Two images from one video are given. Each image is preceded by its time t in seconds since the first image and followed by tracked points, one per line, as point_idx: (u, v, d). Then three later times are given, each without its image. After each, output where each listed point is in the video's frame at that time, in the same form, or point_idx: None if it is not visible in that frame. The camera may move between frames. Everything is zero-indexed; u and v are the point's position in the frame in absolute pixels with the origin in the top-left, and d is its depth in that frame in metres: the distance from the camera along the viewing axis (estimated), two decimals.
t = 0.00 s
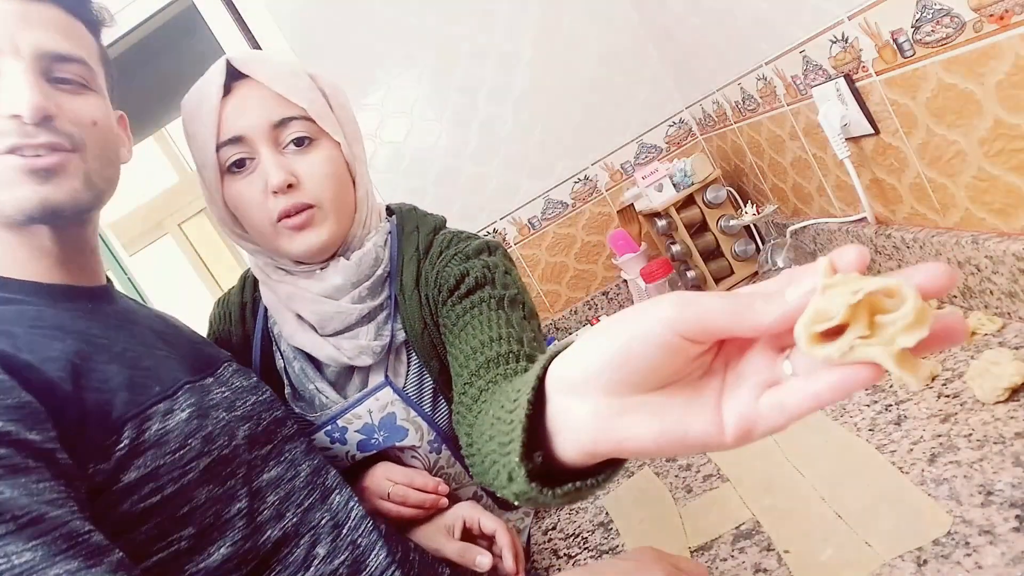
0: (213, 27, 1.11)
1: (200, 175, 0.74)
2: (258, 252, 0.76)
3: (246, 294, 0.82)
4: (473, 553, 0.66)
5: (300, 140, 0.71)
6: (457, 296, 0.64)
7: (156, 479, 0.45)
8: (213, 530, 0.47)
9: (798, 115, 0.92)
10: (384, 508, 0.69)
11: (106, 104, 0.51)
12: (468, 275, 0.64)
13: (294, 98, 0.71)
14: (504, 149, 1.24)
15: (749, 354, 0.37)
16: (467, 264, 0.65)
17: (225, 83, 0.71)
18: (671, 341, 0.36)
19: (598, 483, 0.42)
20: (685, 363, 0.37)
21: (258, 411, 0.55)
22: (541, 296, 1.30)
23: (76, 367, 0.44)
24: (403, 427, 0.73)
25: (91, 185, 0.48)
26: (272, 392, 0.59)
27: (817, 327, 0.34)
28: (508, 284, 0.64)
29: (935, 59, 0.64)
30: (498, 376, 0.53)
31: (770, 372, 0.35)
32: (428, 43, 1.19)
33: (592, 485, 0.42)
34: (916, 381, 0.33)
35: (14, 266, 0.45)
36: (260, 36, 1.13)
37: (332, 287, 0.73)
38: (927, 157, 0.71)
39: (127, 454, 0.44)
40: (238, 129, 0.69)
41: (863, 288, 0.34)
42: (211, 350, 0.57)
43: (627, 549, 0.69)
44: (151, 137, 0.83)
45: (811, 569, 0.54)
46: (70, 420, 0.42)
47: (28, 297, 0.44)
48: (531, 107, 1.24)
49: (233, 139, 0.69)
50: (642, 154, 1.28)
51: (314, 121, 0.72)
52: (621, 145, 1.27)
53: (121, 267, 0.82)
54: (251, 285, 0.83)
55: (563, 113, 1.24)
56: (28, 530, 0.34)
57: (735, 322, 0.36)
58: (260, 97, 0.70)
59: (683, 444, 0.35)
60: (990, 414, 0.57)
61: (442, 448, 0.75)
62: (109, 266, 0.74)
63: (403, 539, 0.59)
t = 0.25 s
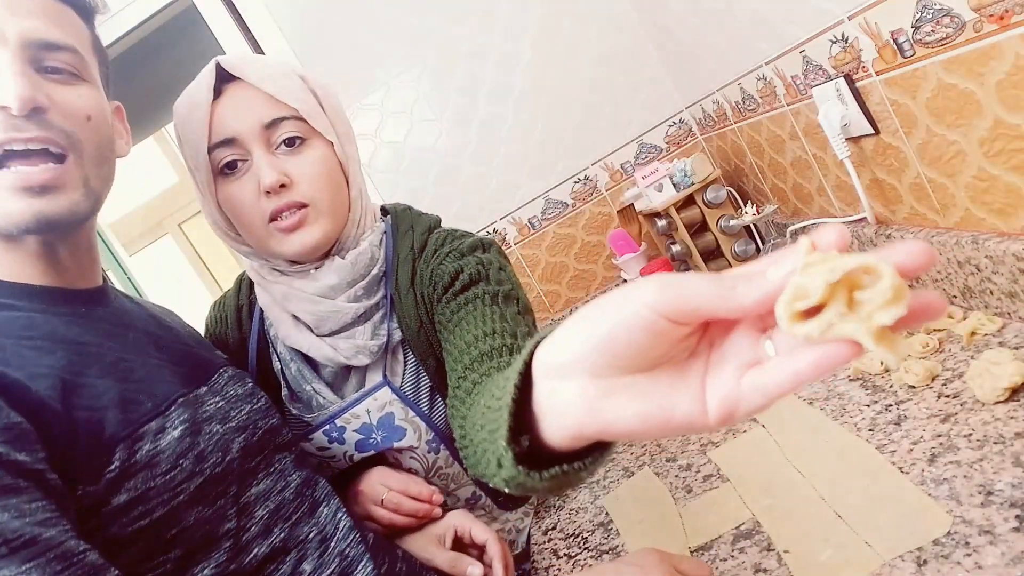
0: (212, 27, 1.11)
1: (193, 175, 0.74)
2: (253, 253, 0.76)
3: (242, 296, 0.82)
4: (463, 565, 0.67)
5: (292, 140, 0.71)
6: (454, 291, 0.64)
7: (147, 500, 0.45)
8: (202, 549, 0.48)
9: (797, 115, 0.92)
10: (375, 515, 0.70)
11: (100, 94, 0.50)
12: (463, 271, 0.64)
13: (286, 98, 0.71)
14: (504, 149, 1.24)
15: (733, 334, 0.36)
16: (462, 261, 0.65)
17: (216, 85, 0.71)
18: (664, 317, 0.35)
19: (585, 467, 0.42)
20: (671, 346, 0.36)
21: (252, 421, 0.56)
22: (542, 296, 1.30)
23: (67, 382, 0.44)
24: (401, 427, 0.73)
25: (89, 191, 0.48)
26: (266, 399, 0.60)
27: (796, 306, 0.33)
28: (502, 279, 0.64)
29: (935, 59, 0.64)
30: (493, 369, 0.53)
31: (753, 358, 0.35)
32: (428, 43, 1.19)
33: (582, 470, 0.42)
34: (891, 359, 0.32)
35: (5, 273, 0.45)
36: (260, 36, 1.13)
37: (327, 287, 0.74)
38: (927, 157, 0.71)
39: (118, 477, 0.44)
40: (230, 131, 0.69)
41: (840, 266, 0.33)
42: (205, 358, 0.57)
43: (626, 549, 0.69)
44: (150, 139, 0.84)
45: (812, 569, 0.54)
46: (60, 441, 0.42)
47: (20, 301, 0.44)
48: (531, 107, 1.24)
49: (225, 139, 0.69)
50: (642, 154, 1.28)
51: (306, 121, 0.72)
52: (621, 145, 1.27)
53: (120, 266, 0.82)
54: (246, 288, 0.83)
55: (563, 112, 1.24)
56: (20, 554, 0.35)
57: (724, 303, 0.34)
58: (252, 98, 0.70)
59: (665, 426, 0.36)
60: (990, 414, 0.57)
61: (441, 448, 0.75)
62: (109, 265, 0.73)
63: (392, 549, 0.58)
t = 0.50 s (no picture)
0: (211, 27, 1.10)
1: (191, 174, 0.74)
2: (252, 251, 0.76)
3: (244, 295, 0.82)
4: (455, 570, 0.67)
5: (290, 137, 0.71)
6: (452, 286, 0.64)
7: (141, 514, 0.46)
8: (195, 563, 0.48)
9: (798, 115, 0.92)
10: (367, 519, 0.70)
11: (119, 95, 0.53)
12: (458, 265, 0.64)
13: (284, 96, 0.71)
14: (504, 149, 1.24)
15: (703, 307, 0.38)
16: (458, 255, 0.66)
17: (214, 83, 0.71)
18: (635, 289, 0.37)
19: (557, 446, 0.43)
20: (641, 320, 0.38)
21: (249, 428, 0.56)
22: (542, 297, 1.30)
23: (62, 392, 0.44)
24: (400, 425, 0.73)
25: (96, 195, 0.49)
26: (263, 404, 0.60)
27: (761, 275, 0.35)
28: (498, 273, 0.64)
29: (935, 59, 0.64)
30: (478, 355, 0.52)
31: (722, 328, 0.37)
32: (428, 43, 1.19)
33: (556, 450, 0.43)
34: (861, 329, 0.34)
35: (3, 274, 0.45)
36: (260, 36, 1.13)
37: (326, 285, 0.74)
38: (927, 157, 0.71)
39: (111, 491, 0.45)
40: (229, 127, 0.69)
41: (803, 233, 0.36)
42: (202, 360, 0.57)
43: (626, 550, 0.69)
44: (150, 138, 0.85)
45: (812, 569, 0.54)
46: (54, 454, 0.42)
47: (17, 304, 0.45)
48: (531, 107, 1.24)
49: (225, 137, 0.69)
50: (642, 154, 1.28)
51: (305, 119, 0.72)
52: (621, 145, 1.28)
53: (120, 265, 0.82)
54: (243, 287, 0.83)
55: (563, 112, 1.24)
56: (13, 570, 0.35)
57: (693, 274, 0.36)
58: (250, 96, 0.70)
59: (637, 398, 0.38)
60: (990, 414, 0.57)
61: (440, 447, 0.75)
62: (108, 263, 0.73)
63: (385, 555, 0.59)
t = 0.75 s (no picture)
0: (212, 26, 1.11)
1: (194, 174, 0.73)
2: (253, 250, 0.76)
3: (245, 293, 0.81)
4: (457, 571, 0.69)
5: (292, 136, 0.71)
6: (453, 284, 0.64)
7: (138, 513, 0.46)
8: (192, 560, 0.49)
9: (798, 115, 0.92)
10: (369, 518, 0.71)
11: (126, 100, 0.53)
12: (458, 265, 0.65)
13: (286, 95, 0.71)
14: (504, 150, 1.24)
15: (687, 312, 0.40)
16: (458, 254, 0.67)
17: (217, 82, 0.71)
18: (620, 298, 0.38)
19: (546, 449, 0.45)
20: (626, 324, 0.40)
21: (248, 427, 0.56)
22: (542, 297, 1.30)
23: (61, 390, 0.44)
24: (401, 424, 0.73)
25: (103, 201, 0.49)
26: (264, 403, 0.61)
27: (743, 281, 0.37)
28: (498, 272, 0.64)
29: (935, 59, 0.64)
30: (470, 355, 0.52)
31: (707, 334, 0.39)
32: (428, 43, 1.19)
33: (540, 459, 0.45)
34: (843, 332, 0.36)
35: (4, 274, 0.45)
36: (260, 36, 1.13)
37: (327, 284, 0.74)
38: (927, 157, 0.71)
39: (110, 489, 0.44)
40: (231, 126, 0.69)
41: (783, 239, 0.38)
42: (205, 361, 0.57)
43: (626, 550, 0.69)
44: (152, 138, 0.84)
45: (812, 569, 0.54)
46: (53, 452, 0.42)
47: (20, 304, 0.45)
48: (531, 107, 1.24)
49: (227, 136, 0.69)
50: (642, 154, 1.28)
51: (307, 118, 0.72)
52: (621, 145, 1.27)
53: (120, 265, 0.82)
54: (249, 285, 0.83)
55: (563, 112, 1.24)
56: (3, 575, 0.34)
57: (677, 282, 0.37)
58: (253, 95, 0.70)
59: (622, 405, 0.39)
60: (990, 414, 0.57)
61: (440, 446, 0.75)
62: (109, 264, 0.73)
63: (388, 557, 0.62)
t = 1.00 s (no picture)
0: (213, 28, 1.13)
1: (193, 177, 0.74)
2: (253, 252, 0.76)
3: (245, 295, 0.83)
4: (458, 566, 0.68)
5: (291, 138, 0.71)
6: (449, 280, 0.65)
7: (145, 503, 0.49)
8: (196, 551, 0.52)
9: (798, 115, 0.92)
10: (371, 518, 0.71)
11: (132, 104, 0.57)
12: (453, 261, 0.65)
13: (285, 96, 0.71)
14: (504, 149, 1.24)
15: (663, 270, 0.42)
16: (453, 251, 0.67)
17: (215, 85, 0.71)
18: (585, 263, 0.40)
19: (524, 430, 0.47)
20: (599, 289, 0.41)
21: (251, 424, 0.61)
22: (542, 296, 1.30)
23: (72, 382, 0.48)
24: (400, 425, 0.73)
25: (115, 196, 0.53)
26: (266, 400, 0.65)
27: (712, 230, 0.37)
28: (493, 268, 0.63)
29: (935, 59, 0.64)
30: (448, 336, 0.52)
31: (680, 289, 0.40)
32: (427, 43, 1.19)
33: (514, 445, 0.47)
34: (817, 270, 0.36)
35: (16, 269, 0.49)
36: (260, 36, 1.13)
37: (325, 284, 0.74)
38: (927, 157, 0.71)
39: (117, 479, 0.48)
40: (230, 128, 0.69)
41: (748, 181, 0.37)
42: (207, 360, 0.62)
43: (626, 550, 0.69)
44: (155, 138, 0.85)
45: (812, 569, 0.54)
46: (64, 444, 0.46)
47: (32, 302, 0.49)
48: (531, 107, 1.24)
49: (226, 138, 0.69)
50: (642, 154, 1.28)
51: (305, 119, 0.72)
52: (621, 145, 1.28)
53: (121, 266, 0.83)
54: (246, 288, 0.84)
55: (563, 113, 1.24)
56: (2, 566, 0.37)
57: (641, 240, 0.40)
58: (251, 97, 0.70)
59: (602, 370, 0.40)
60: (990, 414, 0.57)
61: (438, 446, 0.75)
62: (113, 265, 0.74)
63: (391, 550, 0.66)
